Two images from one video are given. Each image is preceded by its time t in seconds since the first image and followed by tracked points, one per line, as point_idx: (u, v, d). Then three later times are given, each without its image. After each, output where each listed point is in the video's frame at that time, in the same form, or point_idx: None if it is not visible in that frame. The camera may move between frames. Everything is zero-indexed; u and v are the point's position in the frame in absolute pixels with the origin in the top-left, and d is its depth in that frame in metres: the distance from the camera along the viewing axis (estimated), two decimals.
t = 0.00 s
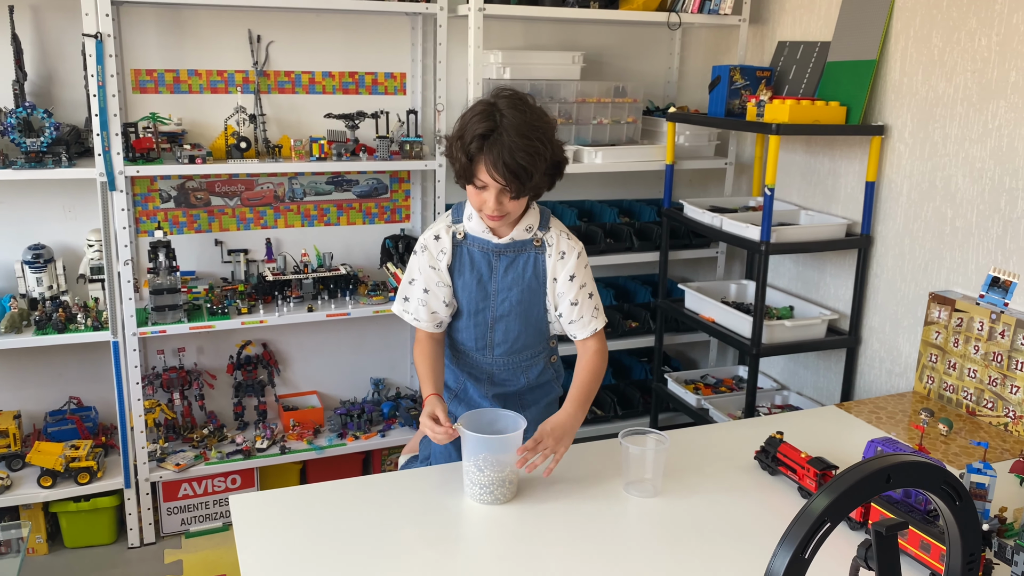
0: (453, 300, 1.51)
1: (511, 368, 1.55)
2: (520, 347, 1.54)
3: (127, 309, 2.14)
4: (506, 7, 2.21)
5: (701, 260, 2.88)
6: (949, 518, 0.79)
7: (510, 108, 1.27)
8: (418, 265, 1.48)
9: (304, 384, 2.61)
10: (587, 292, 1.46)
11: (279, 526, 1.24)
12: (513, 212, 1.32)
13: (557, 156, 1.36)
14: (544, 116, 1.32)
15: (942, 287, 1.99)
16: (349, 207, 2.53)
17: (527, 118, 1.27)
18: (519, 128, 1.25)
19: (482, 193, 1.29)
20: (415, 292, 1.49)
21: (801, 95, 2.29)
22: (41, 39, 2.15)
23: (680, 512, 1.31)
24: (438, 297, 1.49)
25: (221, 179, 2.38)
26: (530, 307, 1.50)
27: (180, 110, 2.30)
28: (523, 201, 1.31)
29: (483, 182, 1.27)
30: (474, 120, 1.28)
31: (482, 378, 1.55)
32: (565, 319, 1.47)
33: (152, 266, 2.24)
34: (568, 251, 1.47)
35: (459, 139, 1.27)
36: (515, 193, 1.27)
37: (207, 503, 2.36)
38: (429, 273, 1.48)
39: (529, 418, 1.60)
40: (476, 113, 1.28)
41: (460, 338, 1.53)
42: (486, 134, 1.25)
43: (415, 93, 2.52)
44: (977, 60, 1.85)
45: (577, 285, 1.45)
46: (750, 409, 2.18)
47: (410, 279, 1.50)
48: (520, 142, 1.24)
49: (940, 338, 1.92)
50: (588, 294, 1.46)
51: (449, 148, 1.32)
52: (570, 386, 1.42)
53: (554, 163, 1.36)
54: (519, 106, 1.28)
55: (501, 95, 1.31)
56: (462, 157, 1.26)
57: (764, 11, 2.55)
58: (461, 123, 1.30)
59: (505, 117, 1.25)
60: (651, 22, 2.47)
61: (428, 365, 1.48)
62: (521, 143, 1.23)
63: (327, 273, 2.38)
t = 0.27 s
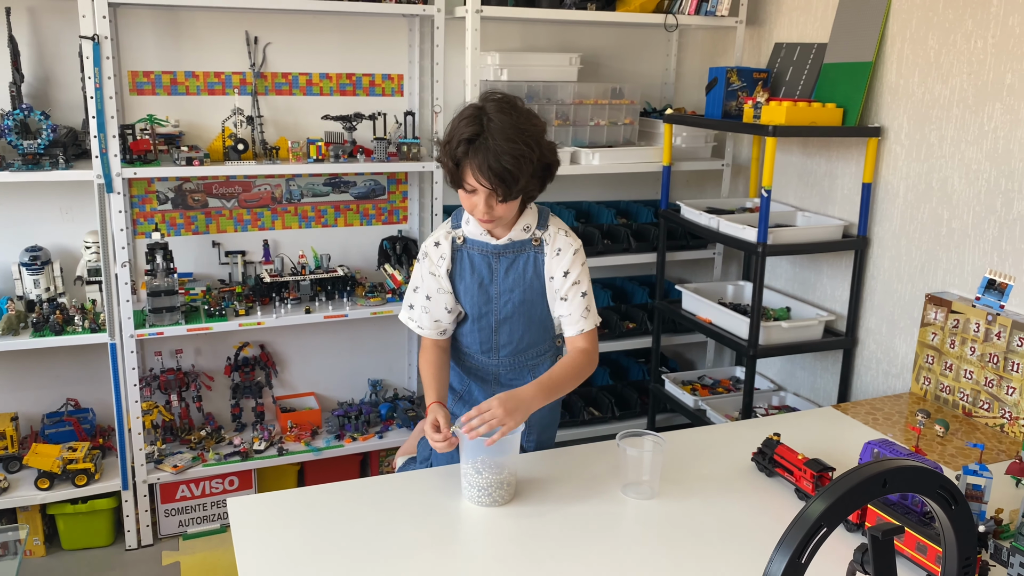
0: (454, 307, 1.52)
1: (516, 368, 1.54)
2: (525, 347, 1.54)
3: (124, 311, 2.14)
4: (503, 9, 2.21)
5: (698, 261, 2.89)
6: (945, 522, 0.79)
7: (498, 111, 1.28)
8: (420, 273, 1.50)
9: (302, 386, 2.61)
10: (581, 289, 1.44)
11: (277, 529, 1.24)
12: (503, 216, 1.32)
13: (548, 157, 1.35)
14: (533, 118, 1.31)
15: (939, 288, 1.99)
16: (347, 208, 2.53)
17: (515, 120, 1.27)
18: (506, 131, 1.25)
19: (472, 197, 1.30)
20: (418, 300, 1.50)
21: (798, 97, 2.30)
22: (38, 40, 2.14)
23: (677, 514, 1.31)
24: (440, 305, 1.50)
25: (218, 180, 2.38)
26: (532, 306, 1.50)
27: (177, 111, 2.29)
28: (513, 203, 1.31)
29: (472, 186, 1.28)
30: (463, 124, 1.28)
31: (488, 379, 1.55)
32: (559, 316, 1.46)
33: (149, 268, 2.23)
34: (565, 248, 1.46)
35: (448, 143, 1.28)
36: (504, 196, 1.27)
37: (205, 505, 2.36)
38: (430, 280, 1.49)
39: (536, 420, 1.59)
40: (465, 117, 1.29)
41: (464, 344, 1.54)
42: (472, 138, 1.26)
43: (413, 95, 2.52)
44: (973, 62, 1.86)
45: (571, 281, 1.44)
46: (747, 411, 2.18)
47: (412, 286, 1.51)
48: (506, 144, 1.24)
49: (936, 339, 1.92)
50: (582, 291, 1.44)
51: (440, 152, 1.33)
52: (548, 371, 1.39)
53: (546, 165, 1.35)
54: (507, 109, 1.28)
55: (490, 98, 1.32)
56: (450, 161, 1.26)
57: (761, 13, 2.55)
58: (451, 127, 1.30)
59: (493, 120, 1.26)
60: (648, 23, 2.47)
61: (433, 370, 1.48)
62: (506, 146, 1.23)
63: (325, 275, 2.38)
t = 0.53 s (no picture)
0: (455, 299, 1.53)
1: (517, 369, 1.54)
2: (523, 346, 1.53)
3: (122, 311, 2.14)
4: (501, 9, 2.20)
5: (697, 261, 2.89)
6: (944, 523, 0.79)
7: (488, 103, 1.28)
8: (420, 265, 1.51)
9: (301, 386, 2.60)
10: (574, 282, 1.44)
11: (275, 530, 1.24)
12: (495, 209, 1.32)
13: (542, 149, 1.34)
14: (525, 110, 1.31)
15: (938, 288, 1.99)
16: (345, 209, 2.53)
17: (505, 112, 1.27)
18: (494, 124, 1.25)
19: (462, 189, 1.30)
20: (419, 292, 1.52)
21: (797, 97, 2.30)
22: (36, 40, 2.14)
23: (676, 514, 1.31)
24: (440, 297, 1.51)
25: (217, 181, 2.37)
26: (528, 301, 1.49)
27: (175, 112, 2.29)
28: (504, 196, 1.31)
29: (462, 178, 1.28)
30: (454, 116, 1.29)
31: (488, 378, 1.55)
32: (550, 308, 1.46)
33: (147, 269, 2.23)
34: (560, 242, 1.45)
35: (439, 135, 1.29)
36: (493, 189, 1.27)
37: (204, 505, 2.36)
38: (429, 272, 1.50)
39: (534, 424, 1.59)
40: (456, 109, 1.29)
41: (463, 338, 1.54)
42: (462, 130, 1.26)
43: (411, 95, 2.51)
44: (972, 62, 1.86)
45: (564, 274, 1.44)
46: (746, 411, 2.18)
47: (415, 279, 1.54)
48: (495, 137, 1.24)
49: (935, 339, 1.92)
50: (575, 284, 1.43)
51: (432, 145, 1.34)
52: (529, 377, 1.37)
53: (539, 157, 1.35)
54: (498, 101, 1.28)
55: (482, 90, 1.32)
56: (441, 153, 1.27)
57: (760, 12, 2.55)
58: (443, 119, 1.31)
59: (482, 113, 1.26)
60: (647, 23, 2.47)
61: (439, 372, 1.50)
62: (493, 139, 1.23)
63: (323, 275, 2.38)
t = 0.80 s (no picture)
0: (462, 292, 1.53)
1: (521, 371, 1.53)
2: (527, 346, 1.52)
3: (122, 311, 2.14)
4: (501, 9, 2.20)
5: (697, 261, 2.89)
6: (945, 525, 0.79)
7: (502, 94, 1.28)
8: (430, 256, 1.52)
9: (301, 387, 2.60)
10: (580, 282, 1.42)
11: (275, 531, 1.24)
12: (505, 200, 1.32)
13: (555, 141, 1.34)
14: (539, 102, 1.31)
15: (939, 289, 1.99)
16: (346, 209, 2.53)
17: (519, 104, 1.28)
18: (507, 115, 1.25)
19: (473, 180, 1.30)
20: (428, 284, 1.53)
21: (798, 97, 2.29)
22: (36, 41, 2.14)
23: (677, 516, 1.31)
24: (447, 288, 1.52)
25: (217, 181, 2.37)
26: (533, 297, 1.49)
27: (176, 112, 2.29)
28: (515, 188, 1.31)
29: (474, 169, 1.28)
30: (468, 107, 1.29)
31: (491, 378, 1.54)
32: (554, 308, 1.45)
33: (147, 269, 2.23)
34: (569, 240, 1.45)
35: (453, 126, 1.29)
36: (504, 180, 1.27)
37: (204, 506, 2.36)
38: (438, 263, 1.51)
39: (535, 428, 1.58)
40: (470, 100, 1.30)
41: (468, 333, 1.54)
42: (475, 120, 1.27)
43: (411, 95, 2.51)
44: (973, 62, 1.85)
45: (570, 272, 1.43)
46: (747, 411, 2.18)
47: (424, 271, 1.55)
48: (508, 128, 1.24)
49: (936, 339, 1.92)
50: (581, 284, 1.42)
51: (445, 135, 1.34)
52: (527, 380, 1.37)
53: (552, 149, 1.35)
54: (512, 93, 1.29)
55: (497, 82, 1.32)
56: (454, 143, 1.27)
57: (761, 12, 2.55)
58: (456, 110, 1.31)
59: (496, 104, 1.26)
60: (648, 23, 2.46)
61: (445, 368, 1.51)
62: (505, 130, 1.23)
63: (324, 275, 2.38)
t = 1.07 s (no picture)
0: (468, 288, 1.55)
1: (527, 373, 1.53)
2: (532, 346, 1.52)
3: (124, 313, 2.14)
4: (503, 11, 2.20)
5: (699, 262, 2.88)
6: (945, 530, 0.79)
7: (520, 92, 1.28)
8: (438, 250, 1.55)
9: (303, 388, 2.60)
10: (589, 286, 1.41)
11: (276, 533, 1.24)
12: (520, 199, 1.32)
13: (572, 141, 1.34)
14: (556, 101, 1.31)
15: (941, 291, 1.99)
16: (347, 210, 2.53)
17: (537, 102, 1.28)
18: (525, 113, 1.25)
19: (489, 178, 1.30)
20: (433, 277, 1.55)
21: (800, 99, 2.29)
22: (38, 42, 2.14)
23: (679, 518, 1.30)
24: (451, 283, 1.54)
25: (219, 182, 2.37)
26: (541, 298, 1.48)
27: (178, 114, 2.29)
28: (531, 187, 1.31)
29: (490, 167, 1.29)
30: (486, 105, 1.29)
31: (495, 374, 1.55)
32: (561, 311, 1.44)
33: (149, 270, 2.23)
34: (580, 242, 1.43)
35: (470, 123, 1.29)
36: (520, 179, 1.28)
37: (206, 507, 2.36)
38: (445, 257, 1.53)
39: (535, 430, 1.58)
40: (488, 98, 1.30)
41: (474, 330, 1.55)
42: (493, 117, 1.27)
43: (413, 97, 2.51)
44: (975, 64, 1.85)
45: (580, 276, 1.41)
46: (748, 413, 2.18)
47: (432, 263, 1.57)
48: (526, 126, 1.24)
49: (938, 342, 1.91)
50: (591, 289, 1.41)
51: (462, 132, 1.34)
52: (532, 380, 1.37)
53: (568, 149, 1.35)
54: (530, 91, 1.28)
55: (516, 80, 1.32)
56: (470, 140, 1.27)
57: (763, 14, 2.55)
58: (474, 108, 1.31)
59: (514, 102, 1.26)
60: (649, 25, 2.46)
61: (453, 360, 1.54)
62: (523, 128, 1.23)
63: (325, 277, 2.38)
